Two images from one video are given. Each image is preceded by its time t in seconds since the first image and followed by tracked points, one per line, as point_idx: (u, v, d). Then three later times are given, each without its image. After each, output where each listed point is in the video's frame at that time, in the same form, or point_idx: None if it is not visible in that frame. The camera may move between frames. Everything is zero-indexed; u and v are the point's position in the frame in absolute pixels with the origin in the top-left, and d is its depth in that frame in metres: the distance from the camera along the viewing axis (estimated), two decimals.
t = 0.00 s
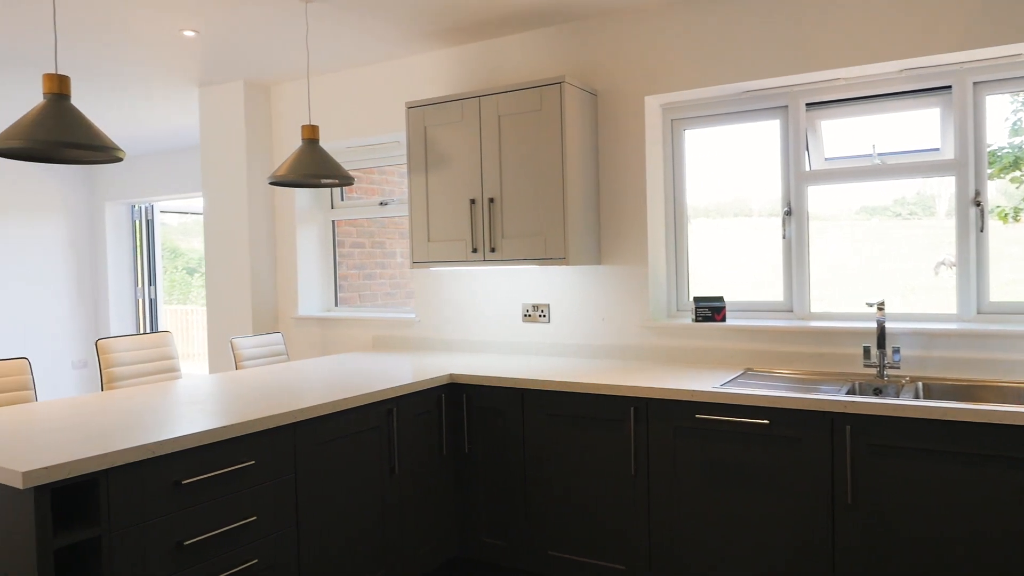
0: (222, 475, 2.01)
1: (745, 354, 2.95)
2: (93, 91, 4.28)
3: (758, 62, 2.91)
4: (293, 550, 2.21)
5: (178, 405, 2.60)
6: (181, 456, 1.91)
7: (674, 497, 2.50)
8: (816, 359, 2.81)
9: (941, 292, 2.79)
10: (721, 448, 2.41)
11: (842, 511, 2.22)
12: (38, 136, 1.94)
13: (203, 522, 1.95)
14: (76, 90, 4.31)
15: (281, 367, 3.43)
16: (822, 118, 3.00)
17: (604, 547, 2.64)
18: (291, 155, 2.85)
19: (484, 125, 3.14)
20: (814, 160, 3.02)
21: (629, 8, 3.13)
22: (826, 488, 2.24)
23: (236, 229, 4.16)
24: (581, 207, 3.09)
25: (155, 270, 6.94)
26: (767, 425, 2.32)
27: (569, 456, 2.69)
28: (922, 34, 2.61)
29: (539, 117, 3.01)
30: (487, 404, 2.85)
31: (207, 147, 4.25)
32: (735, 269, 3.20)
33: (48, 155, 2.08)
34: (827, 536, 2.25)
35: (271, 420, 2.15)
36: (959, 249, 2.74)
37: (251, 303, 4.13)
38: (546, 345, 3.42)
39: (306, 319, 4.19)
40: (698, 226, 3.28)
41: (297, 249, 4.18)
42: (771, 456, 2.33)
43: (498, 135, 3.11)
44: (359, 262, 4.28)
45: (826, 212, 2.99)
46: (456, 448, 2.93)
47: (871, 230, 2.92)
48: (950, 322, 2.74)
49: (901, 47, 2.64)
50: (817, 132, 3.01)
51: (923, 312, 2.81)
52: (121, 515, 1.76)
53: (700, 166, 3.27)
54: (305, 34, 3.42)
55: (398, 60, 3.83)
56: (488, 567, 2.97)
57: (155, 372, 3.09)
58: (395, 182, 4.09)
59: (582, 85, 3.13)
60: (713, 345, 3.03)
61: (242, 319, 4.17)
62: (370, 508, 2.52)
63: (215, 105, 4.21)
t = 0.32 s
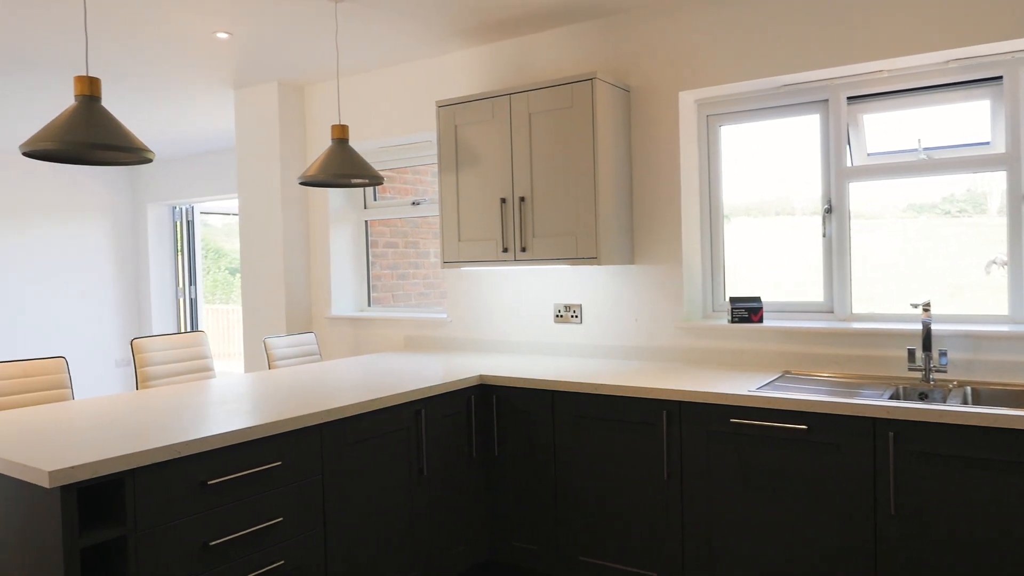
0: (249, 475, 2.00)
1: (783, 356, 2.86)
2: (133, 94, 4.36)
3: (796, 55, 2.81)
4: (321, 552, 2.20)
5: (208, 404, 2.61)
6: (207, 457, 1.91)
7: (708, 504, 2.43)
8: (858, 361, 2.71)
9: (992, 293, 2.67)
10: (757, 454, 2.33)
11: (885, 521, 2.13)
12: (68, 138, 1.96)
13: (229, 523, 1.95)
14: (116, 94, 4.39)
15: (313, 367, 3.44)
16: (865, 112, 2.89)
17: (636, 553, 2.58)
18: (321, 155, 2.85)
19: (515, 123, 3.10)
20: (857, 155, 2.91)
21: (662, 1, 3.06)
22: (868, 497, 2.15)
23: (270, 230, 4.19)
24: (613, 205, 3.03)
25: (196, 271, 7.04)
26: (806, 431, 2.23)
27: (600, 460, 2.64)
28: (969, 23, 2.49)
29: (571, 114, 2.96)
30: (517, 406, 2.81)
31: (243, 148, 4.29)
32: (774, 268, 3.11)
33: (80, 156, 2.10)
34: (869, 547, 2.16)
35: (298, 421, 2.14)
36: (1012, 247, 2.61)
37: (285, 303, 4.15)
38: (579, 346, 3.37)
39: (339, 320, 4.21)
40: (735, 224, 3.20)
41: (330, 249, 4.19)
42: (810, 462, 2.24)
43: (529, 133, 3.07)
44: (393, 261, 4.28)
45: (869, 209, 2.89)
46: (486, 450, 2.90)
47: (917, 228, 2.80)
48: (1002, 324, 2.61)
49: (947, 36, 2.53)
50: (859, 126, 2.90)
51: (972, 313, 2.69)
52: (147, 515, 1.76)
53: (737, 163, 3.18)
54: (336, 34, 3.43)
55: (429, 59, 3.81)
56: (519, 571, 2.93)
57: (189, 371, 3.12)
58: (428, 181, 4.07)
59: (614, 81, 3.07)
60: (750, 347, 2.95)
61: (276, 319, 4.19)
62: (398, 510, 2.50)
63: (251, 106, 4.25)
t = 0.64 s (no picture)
0: (274, 476, 2.00)
1: (822, 358, 2.77)
2: (170, 95, 4.42)
3: (838, 46, 2.72)
4: (347, 553, 2.19)
5: (240, 403, 2.63)
6: (233, 457, 1.90)
7: (743, 511, 2.36)
8: (902, 365, 2.60)
9: None
10: (794, 460, 2.25)
11: (929, 532, 2.03)
12: (98, 138, 1.97)
13: (255, 523, 1.94)
14: (156, 96, 4.46)
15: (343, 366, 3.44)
16: (908, 105, 2.78)
17: (668, 559, 2.52)
18: (351, 155, 2.84)
19: (545, 121, 3.06)
20: (900, 150, 2.81)
21: None
22: (911, 506, 2.06)
23: (303, 229, 4.21)
24: (646, 203, 2.97)
25: (234, 271, 7.15)
26: (845, 436, 2.15)
27: (631, 464, 2.59)
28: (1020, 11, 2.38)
29: (602, 111, 2.91)
30: (547, 407, 2.78)
31: (278, 148, 4.32)
32: (812, 268, 3.02)
33: (110, 157, 2.11)
34: (912, 558, 2.07)
35: (324, 422, 2.13)
36: None
37: (318, 303, 4.17)
38: (611, 347, 3.32)
39: (371, 319, 4.21)
40: (772, 223, 3.11)
41: (363, 249, 4.20)
42: (849, 470, 2.16)
43: (560, 130, 3.03)
44: (426, 261, 4.27)
45: (913, 206, 2.78)
46: (516, 453, 2.87)
47: (965, 227, 2.68)
48: None
49: (999, 24, 2.42)
50: (902, 120, 2.79)
51: None
52: (173, 515, 1.76)
53: (775, 160, 3.10)
54: (367, 33, 3.43)
55: (462, 57, 3.78)
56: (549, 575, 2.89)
57: (222, 370, 3.15)
58: (461, 181, 4.06)
59: (647, 77, 3.01)
60: (787, 349, 2.86)
61: (309, 318, 4.22)
62: (426, 512, 2.48)
63: (286, 106, 4.27)
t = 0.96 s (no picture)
0: (299, 477, 1.98)
1: (863, 361, 2.67)
2: (206, 96, 4.47)
3: (881, 36, 2.61)
4: (373, 555, 2.17)
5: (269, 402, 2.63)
6: (259, 457, 1.89)
7: (779, 518, 2.28)
8: (948, 368, 2.50)
9: None
10: (833, 467, 2.17)
11: (977, 544, 1.94)
12: (127, 138, 1.97)
13: (280, 524, 1.93)
14: (192, 97, 4.52)
15: (373, 366, 3.43)
16: (955, 98, 2.67)
17: (701, 567, 2.45)
18: (380, 153, 2.82)
19: (576, 117, 3.01)
20: (947, 145, 2.69)
21: None
22: (957, 516, 1.97)
23: (335, 229, 4.23)
24: (679, 201, 2.90)
25: (270, 271, 7.19)
26: (887, 443, 2.06)
27: (663, 467, 2.52)
28: None
29: (635, 106, 2.85)
30: (577, 409, 2.73)
31: (311, 148, 4.34)
32: (853, 267, 2.92)
33: (140, 156, 2.11)
34: (959, 571, 1.97)
35: (350, 422, 2.11)
36: None
37: (350, 302, 4.18)
38: (643, 349, 3.25)
39: (402, 319, 4.20)
40: (811, 221, 3.02)
41: (394, 249, 4.19)
42: (891, 477, 2.07)
43: (591, 127, 2.98)
44: (457, 261, 4.25)
45: (961, 203, 2.66)
46: (546, 455, 2.82)
47: (1016, 224, 2.56)
48: None
49: None
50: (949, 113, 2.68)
51: None
52: (198, 514, 1.75)
53: (814, 156, 3.00)
54: (397, 32, 3.41)
55: (494, 54, 3.75)
56: None
57: (254, 369, 3.17)
58: (493, 180, 4.02)
59: (681, 71, 2.94)
60: (826, 351, 2.77)
61: (341, 318, 4.23)
62: (454, 514, 2.45)
63: (318, 106, 4.29)
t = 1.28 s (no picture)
0: (325, 477, 1.96)
1: (908, 363, 2.57)
2: (241, 97, 4.51)
3: (929, 25, 2.50)
4: (400, 558, 2.14)
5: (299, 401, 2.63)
6: (285, 458, 1.88)
7: (819, 527, 2.19)
8: (1000, 372, 2.38)
9: None
10: (875, 474, 2.08)
11: None
12: (156, 136, 1.97)
13: (306, 525, 1.91)
14: (228, 98, 4.57)
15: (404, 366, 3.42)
16: (1008, 88, 2.55)
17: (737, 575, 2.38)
18: (410, 151, 2.79)
19: (609, 114, 2.95)
20: (998, 138, 2.57)
21: None
22: (1010, 528, 1.87)
23: (368, 228, 4.23)
24: (715, 198, 2.82)
25: (305, 271, 7.25)
26: (934, 450, 1.97)
27: (698, 472, 2.45)
28: None
29: (669, 101, 2.78)
30: (609, 411, 2.67)
31: (344, 147, 4.35)
32: (897, 266, 2.81)
33: (170, 155, 2.11)
34: None
35: (377, 423, 2.09)
36: None
37: (382, 302, 4.18)
38: (677, 350, 3.18)
39: (434, 318, 4.18)
40: (853, 219, 2.91)
41: (426, 248, 4.18)
42: (938, 486, 1.98)
43: (624, 123, 2.91)
44: (489, 260, 4.21)
45: (1014, 199, 2.54)
46: (577, 457, 2.77)
47: None
48: None
49: None
50: (1001, 105, 2.56)
51: None
52: (223, 515, 1.75)
53: (857, 151, 2.90)
54: (429, 30, 3.39)
55: (526, 51, 3.70)
56: None
57: (285, 368, 3.18)
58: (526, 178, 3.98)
59: (717, 65, 2.87)
60: (868, 353, 2.67)
61: (374, 317, 4.22)
62: (483, 517, 2.41)
63: (351, 105, 4.29)
